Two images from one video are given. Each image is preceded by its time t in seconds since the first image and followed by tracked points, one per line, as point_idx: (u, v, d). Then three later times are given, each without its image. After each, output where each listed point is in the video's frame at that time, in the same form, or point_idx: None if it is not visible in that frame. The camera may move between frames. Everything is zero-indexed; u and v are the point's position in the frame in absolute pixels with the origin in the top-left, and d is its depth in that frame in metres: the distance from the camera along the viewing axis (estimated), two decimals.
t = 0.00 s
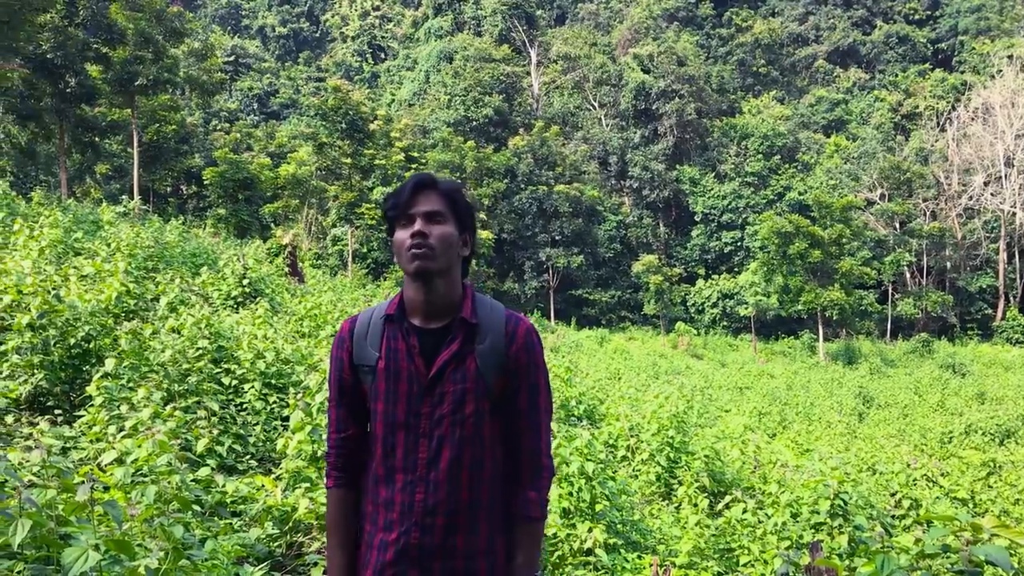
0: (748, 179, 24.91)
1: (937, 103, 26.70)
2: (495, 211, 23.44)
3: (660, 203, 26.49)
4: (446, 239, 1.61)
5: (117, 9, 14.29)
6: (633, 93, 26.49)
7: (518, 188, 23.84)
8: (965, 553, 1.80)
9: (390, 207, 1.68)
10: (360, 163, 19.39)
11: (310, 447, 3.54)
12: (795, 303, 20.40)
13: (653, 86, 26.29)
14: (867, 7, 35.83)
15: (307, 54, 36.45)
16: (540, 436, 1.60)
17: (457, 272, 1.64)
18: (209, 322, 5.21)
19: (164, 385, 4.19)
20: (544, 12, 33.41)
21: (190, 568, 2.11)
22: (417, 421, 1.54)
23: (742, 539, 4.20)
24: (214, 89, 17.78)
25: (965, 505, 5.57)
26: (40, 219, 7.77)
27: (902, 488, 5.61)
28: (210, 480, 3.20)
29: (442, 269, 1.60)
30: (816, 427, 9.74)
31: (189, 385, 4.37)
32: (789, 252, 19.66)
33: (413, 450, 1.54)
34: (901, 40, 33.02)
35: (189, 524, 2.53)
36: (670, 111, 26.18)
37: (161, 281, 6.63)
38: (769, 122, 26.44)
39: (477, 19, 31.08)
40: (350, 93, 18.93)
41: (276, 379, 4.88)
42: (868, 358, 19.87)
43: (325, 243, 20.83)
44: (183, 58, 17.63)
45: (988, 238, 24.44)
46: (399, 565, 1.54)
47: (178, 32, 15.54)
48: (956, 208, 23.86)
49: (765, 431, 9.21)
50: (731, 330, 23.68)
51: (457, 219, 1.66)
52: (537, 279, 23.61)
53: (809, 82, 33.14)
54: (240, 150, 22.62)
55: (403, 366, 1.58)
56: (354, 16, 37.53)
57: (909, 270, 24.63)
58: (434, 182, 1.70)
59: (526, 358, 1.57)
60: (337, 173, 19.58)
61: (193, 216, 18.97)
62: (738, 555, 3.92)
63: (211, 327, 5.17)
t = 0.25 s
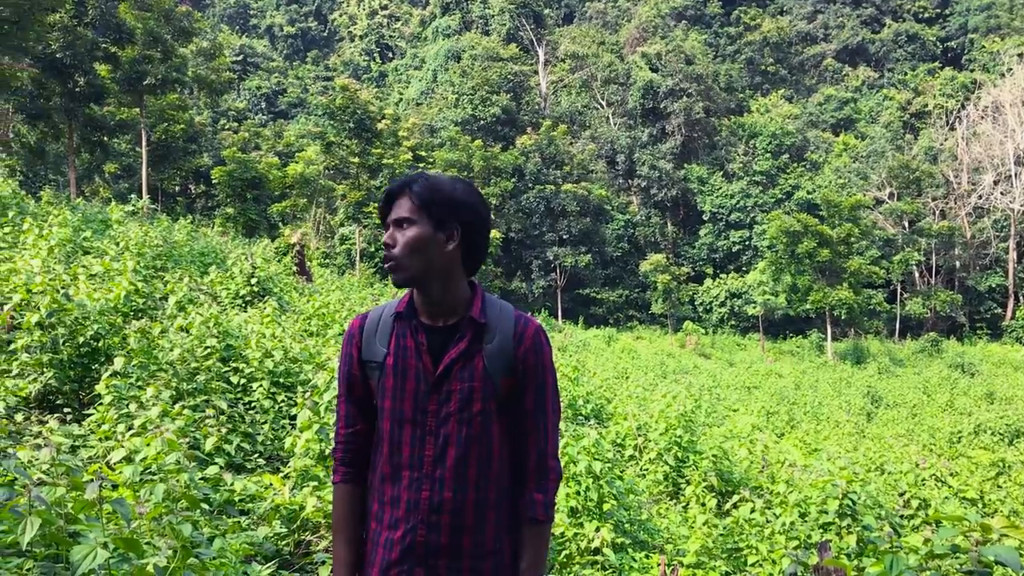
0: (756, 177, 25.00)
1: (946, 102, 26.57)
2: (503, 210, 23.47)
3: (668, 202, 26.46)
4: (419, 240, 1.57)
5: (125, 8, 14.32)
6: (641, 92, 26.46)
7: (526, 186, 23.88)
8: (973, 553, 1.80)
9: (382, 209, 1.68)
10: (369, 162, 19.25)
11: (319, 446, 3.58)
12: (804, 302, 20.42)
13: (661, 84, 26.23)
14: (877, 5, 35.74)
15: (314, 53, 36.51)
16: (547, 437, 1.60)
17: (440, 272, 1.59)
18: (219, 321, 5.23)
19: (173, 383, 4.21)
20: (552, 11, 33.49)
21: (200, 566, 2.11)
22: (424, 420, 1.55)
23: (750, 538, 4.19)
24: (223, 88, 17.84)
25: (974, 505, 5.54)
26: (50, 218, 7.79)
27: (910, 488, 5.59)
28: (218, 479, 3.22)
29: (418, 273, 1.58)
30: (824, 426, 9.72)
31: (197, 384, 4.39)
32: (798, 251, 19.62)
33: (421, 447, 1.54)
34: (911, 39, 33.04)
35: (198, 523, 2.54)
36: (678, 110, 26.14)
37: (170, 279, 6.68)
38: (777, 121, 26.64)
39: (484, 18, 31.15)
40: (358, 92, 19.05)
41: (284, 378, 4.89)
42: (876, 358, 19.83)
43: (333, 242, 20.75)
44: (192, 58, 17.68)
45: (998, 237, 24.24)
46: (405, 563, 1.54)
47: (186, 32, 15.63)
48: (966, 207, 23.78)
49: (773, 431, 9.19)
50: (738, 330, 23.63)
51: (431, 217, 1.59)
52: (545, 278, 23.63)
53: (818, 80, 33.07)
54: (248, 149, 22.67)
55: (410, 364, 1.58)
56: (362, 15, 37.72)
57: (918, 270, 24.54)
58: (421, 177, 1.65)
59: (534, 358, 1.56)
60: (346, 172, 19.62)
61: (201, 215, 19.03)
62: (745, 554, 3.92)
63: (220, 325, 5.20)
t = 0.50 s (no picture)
0: (762, 176, 24.90)
1: (953, 100, 26.47)
2: (509, 210, 23.50)
3: (674, 201, 26.43)
4: (423, 242, 1.57)
5: (132, 9, 14.32)
6: (647, 91, 26.50)
7: (532, 185, 23.87)
8: (982, 553, 1.79)
9: (385, 213, 1.69)
10: (375, 162, 19.40)
11: (325, 445, 3.60)
12: (811, 301, 20.42)
13: (667, 83, 26.24)
14: (883, 4, 35.68)
15: (321, 53, 36.60)
16: (554, 439, 1.59)
17: (446, 272, 1.60)
18: (225, 320, 5.24)
19: (179, 383, 4.22)
20: (558, 11, 33.53)
21: (207, 566, 2.11)
22: (430, 419, 1.55)
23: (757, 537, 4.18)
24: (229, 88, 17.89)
25: (982, 504, 5.52)
26: (58, 218, 7.81)
27: (918, 487, 5.58)
28: (225, 478, 3.23)
29: (423, 275, 1.58)
30: (831, 425, 9.69)
31: (204, 383, 4.40)
32: (805, 250, 19.57)
33: (427, 446, 1.54)
34: (918, 37, 33.05)
35: (205, 522, 2.55)
36: (684, 108, 26.02)
37: (177, 279, 6.69)
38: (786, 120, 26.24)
39: (491, 18, 31.46)
40: (363, 93, 19.16)
41: (291, 378, 4.90)
42: (883, 357, 19.80)
43: (339, 242, 20.41)
44: (199, 58, 17.71)
45: (1005, 235, 24.13)
46: (410, 563, 1.54)
47: (193, 32, 15.58)
48: (973, 206, 23.67)
49: (780, 430, 9.17)
50: (745, 329, 23.58)
51: (432, 216, 1.58)
52: (551, 278, 23.71)
53: (825, 79, 33.00)
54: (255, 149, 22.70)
55: (416, 363, 1.58)
56: (368, 15, 37.82)
57: (926, 268, 24.43)
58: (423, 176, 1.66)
59: (541, 358, 1.56)
60: (352, 172, 19.68)
61: (208, 216, 19.09)
62: (753, 553, 3.92)
63: (227, 325, 5.21)
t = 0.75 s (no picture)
0: (769, 175, 24.91)
1: (961, 97, 26.34)
2: (515, 209, 23.53)
3: (681, 200, 26.40)
4: (429, 244, 1.57)
5: (139, 9, 14.37)
6: (653, 90, 26.47)
7: (538, 185, 23.87)
8: (991, 553, 1.78)
9: (387, 216, 1.69)
10: (381, 161, 19.28)
11: (332, 445, 3.61)
12: (818, 300, 20.38)
13: (673, 82, 26.20)
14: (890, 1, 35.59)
15: (327, 53, 36.66)
16: (560, 436, 1.59)
17: (450, 272, 1.59)
18: (232, 320, 5.25)
19: (187, 383, 4.23)
20: (564, 10, 33.52)
21: (215, 565, 2.12)
22: (436, 417, 1.55)
23: (764, 536, 4.17)
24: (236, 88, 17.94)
25: (990, 503, 5.51)
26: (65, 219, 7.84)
27: (926, 486, 5.57)
28: (232, 477, 3.24)
29: (427, 275, 1.58)
30: (839, 424, 9.67)
31: (211, 383, 4.41)
32: (812, 248, 19.54)
33: (433, 445, 1.54)
34: (925, 35, 33.04)
35: (212, 521, 2.56)
36: (690, 108, 26.07)
37: (184, 279, 6.71)
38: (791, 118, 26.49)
39: (496, 17, 31.63)
40: (370, 92, 19.09)
41: (297, 377, 4.90)
42: (891, 356, 19.76)
43: (345, 242, 20.73)
44: (205, 58, 17.75)
45: (1014, 234, 23.61)
46: (419, 562, 1.55)
47: (200, 32, 15.61)
48: (981, 204, 23.33)
49: (788, 429, 9.16)
50: (752, 328, 23.54)
51: (432, 218, 1.58)
52: (557, 277, 23.72)
53: (831, 77, 32.89)
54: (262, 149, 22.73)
55: (421, 362, 1.58)
56: (374, 15, 37.84)
57: (933, 266, 24.31)
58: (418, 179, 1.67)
59: (547, 356, 1.56)
60: (358, 171, 19.60)
61: (215, 215, 19.16)
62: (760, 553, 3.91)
63: (234, 324, 5.22)
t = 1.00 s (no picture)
0: (774, 175, 24.93)
1: (965, 96, 26.26)
2: (519, 208, 23.54)
3: (685, 199, 26.36)
4: (439, 254, 1.53)
5: (143, 9, 14.47)
6: (657, 89, 26.13)
7: (542, 184, 23.86)
8: (997, 552, 1.78)
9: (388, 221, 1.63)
10: (386, 161, 19.28)
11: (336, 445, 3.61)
12: (822, 299, 20.37)
13: (677, 81, 25.93)
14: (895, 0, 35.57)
15: (331, 53, 36.70)
16: (563, 434, 1.58)
17: (457, 279, 1.57)
18: (237, 320, 5.26)
19: (191, 382, 4.24)
20: (568, 9, 33.51)
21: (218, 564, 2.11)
22: (438, 416, 1.55)
23: (769, 536, 4.17)
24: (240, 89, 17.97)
25: (995, 502, 5.51)
26: (70, 218, 7.86)
27: (931, 486, 5.56)
28: (237, 477, 3.25)
29: (435, 283, 1.55)
30: (844, 424, 9.66)
31: (216, 383, 4.42)
32: (816, 248, 19.53)
33: (434, 443, 1.55)
34: (929, 33, 33.09)
35: (217, 520, 2.56)
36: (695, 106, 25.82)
37: (189, 279, 6.72)
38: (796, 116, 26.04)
39: (500, 16, 31.76)
40: (375, 92, 18.93)
41: (302, 377, 4.90)
42: (895, 355, 19.76)
43: (350, 242, 20.82)
44: (210, 58, 17.80)
45: (1019, 232, 23.42)
46: (420, 560, 1.55)
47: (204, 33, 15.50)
48: (986, 202, 23.22)
49: (792, 428, 9.16)
50: (757, 327, 23.51)
51: (436, 222, 1.53)
52: (561, 276, 23.77)
53: (836, 76, 32.83)
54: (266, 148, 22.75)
55: (423, 361, 1.59)
56: (378, 15, 37.86)
57: (938, 266, 24.31)
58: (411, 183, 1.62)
59: (548, 353, 1.56)
60: (363, 171, 19.56)
61: (220, 215, 19.22)
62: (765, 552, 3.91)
63: (239, 324, 5.22)
